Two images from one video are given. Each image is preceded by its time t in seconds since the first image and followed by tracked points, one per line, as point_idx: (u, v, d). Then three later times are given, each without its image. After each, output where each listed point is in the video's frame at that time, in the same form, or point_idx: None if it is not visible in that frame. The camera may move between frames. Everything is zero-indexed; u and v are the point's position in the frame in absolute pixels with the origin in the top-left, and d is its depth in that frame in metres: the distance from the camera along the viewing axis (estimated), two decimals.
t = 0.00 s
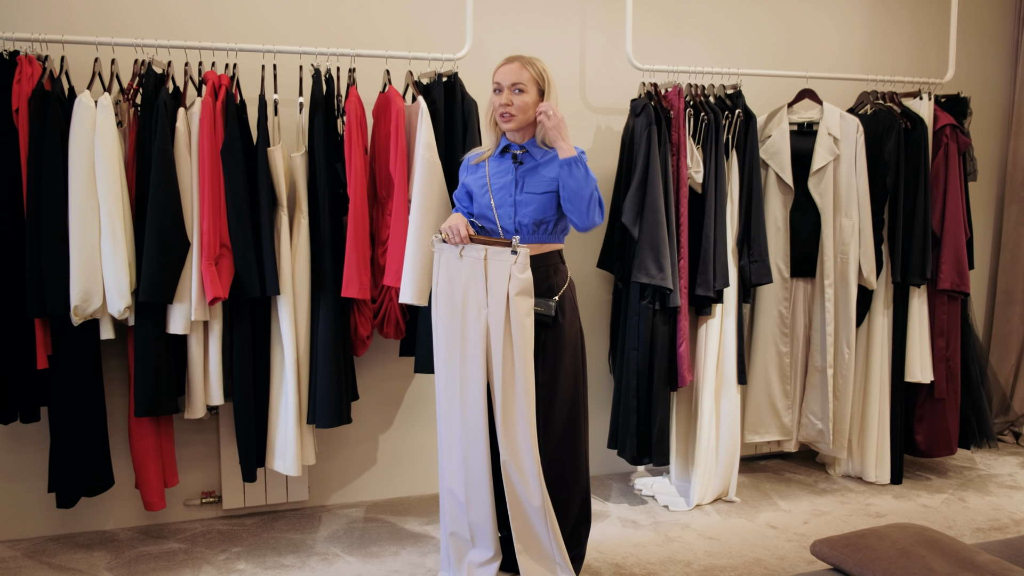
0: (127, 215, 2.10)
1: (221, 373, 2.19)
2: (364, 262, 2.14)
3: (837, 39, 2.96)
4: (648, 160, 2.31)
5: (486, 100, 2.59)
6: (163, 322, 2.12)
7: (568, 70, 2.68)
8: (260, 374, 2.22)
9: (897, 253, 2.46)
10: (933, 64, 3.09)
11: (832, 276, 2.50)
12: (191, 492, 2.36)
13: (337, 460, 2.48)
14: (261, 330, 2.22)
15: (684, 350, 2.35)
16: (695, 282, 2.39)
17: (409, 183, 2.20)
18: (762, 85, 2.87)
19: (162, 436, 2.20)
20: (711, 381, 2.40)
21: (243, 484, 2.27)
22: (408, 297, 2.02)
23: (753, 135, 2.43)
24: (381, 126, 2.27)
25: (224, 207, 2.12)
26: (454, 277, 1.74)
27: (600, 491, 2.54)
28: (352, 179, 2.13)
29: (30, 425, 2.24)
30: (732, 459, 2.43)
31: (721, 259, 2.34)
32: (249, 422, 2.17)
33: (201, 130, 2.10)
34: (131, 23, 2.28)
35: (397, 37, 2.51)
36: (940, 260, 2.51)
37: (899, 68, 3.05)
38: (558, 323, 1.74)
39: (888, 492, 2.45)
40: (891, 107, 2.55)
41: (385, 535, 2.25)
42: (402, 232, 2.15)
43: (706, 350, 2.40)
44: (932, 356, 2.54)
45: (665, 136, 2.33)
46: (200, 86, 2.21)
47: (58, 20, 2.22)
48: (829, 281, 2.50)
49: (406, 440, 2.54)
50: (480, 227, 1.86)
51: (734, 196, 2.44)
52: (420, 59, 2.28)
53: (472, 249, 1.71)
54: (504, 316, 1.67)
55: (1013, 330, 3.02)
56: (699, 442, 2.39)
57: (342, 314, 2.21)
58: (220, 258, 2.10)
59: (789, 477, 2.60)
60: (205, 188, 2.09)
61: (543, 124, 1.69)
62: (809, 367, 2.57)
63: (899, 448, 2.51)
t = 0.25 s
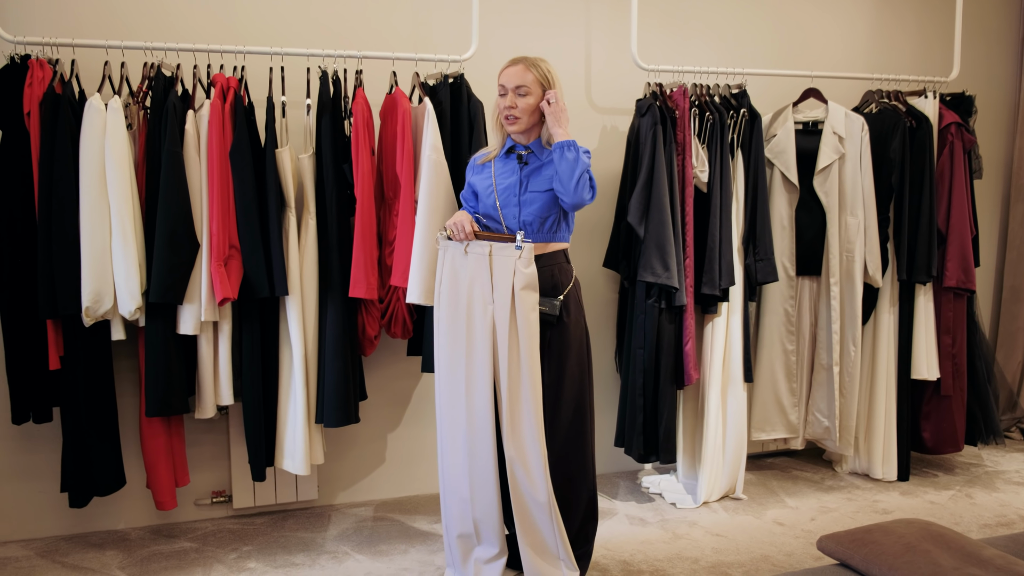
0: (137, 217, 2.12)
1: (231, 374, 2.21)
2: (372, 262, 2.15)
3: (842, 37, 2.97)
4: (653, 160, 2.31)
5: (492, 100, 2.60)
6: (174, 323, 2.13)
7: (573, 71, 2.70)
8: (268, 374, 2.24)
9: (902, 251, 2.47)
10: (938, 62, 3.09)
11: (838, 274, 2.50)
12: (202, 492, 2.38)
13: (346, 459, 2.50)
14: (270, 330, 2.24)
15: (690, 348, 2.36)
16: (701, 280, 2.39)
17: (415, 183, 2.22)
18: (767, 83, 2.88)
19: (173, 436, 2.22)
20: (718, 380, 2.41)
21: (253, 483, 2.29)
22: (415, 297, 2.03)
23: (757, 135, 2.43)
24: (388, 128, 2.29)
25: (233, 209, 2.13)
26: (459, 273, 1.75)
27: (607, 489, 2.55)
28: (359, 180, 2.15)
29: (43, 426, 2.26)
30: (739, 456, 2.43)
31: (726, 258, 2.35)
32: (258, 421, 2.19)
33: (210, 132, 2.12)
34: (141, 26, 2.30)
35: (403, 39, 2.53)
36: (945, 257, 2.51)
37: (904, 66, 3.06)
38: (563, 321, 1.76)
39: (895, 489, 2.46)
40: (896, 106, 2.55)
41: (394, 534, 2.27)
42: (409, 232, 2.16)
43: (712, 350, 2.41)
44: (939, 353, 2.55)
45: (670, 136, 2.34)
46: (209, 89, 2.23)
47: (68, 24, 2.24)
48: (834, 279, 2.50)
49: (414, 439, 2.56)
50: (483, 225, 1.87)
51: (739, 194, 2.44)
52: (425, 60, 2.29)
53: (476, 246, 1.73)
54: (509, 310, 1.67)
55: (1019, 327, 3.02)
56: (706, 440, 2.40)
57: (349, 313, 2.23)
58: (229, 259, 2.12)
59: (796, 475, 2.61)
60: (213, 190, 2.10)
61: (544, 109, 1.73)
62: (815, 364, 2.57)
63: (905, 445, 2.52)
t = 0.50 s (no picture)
0: (146, 217, 2.13)
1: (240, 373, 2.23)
2: (378, 261, 2.17)
3: (844, 35, 2.98)
4: (656, 158, 2.33)
5: (496, 100, 2.62)
6: (183, 323, 2.16)
7: (576, 70, 2.71)
8: (275, 373, 2.26)
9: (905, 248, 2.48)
10: (940, 59, 3.10)
11: (841, 271, 2.52)
12: (211, 490, 2.40)
13: (353, 457, 2.52)
14: (277, 329, 2.26)
15: (694, 345, 2.38)
16: (705, 277, 2.41)
17: (420, 183, 2.23)
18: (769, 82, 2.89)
19: (182, 435, 2.25)
20: (722, 376, 2.43)
21: (261, 480, 2.31)
22: (421, 296, 2.02)
23: (760, 133, 2.44)
24: (393, 128, 2.31)
25: (240, 209, 2.15)
26: (463, 269, 1.77)
27: (613, 485, 2.57)
28: (365, 180, 2.17)
29: (54, 425, 2.29)
30: (743, 452, 2.45)
31: (729, 255, 2.37)
32: (266, 419, 2.21)
33: (217, 134, 2.14)
34: (148, 28, 2.32)
35: (408, 40, 2.55)
36: (948, 253, 2.53)
37: (905, 63, 3.07)
38: (563, 318, 1.77)
39: (899, 484, 2.47)
40: (897, 103, 2.57)
41: (402, 530, 2.29)
42: (414, 231, 2.18)
43: (716, 347, 2.43)
44: (942, 349, 2.56)
45: (672, 134, 2.35)
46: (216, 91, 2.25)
47: (76, 28, 2.26)
48: (837, 275, 2.51)
49: (420, 436, 2.58)
50: (488, 220, 1.90)
51: (742, 192, 2.46)
52: (430, 61, 2.31)
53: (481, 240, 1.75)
54: (512, 305, 1.68)
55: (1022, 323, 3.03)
56: (710, 436, 2.41)
57: (355, 312, 2.25)
58: (237, 259, 2.14)
59: (801, 470, 2.62)
60: (221, 191, 2.12)
61: (553, 102, 1.76)
62: (819, 360, 2.58)
63: (909, 440, 2.53)
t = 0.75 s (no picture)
0: (151, 216, 2.16)
1: (244, 369, 2.25)
2: (381, 258, 2.19)
3: (843, 34, 3.00)
4: (656, 156, 2.35)
5: (498, 99, 2.65)
6: (188, 320, 2.18)
7: (577, 69, 2.74)
8: (280, 369, 2.28)
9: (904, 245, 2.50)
10: (939, 57, 3.12)
11: (839, 268, 2.54)
12: (216, 485, 2.43)
13: (357, 452, 2.54)
14: (282, 326, 2.28)
15: (694, 341, 2.40)
16: (705, 274, 2.43)
17: (422, 181, 2.26)
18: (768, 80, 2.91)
19: (188, 431, 2.27)
20: (722, 372, 2.45)
21: (266, 476, 2.34)
22: (423, 293, 2.05)
23: (759, 131, 2.47)
24: (395, 127, 2.33)
25: (245, 207, 2.17)
26: (464, 264, 1.79)
27: (614, 481, 2.59)
28: (368, 178, 2.19)
29: (61, 421, 2.31)
30: (743, 447, 2.47)
31: (729, 252, 2.39)
32: (270, 415, 2.24)
33: (222, 133, 2.16)
34: (154, 29, 2.34)
35: (411, 40, 2.57)
36: (946, 250, 2.55)
37: (904, 61, 3.09)
38: (559, 315, 1.78)
39: (898, 478, 2.49)
40: (896, 101, 2.59)
41: (405, 525, 2.31)
42: (416, 229, 2.21)
43: (716, 343, 2.45)
44: (940, 344, 2.58)
45: (672, 132, 2.37)
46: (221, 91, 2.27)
47: (83, 28, 2.28)
48: (836, 272, 2.54)
49: (423, 432, 2.60)
50: (488, 218, 1.93)
51: (741, 189, 2.48)
52: (432, 60, 2.33)
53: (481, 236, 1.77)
54: (511, 300, 1.70)
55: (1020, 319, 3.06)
56: (710, 431, 2.44)
57: (358, 309, 2.27)
58: (242, 257, 2.16)
59: (800, 465, 2.64)
60: (226, 189, 2.14)
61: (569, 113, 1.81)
62: (818, 357, 2.61)
63: (908, 435, 2.55)
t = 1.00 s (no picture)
0: (154, 212, 2.18)
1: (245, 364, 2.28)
2: (381, 256, 2.22)
3: (841, 38, 3.03)
4: (654, 158, 2.37)
5: (498, 99, 2.67)
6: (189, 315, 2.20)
7: (577, 70, 2.76)
8: (280, 364, 2.31)
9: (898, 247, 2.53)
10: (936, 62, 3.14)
11: (835, 269, 2.56)
12: (215, 479, 2.46)
13: (355, 448, 2.57)
14: (282, 322, 2.31)
15: (690, 341, 2.42)
16: (701, 275, 2.45)
17: (422, 180, 2.28)
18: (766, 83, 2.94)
19: (188, 425, 2.30)
20: (717, 372, 2.47)
21: (265, 470, 2.36)
22: (422, 291, 2.06)
23: (756, 133, 2.49)
24: (396, 126, 2.36)
25: (247, 204, 2.20)
26: (464, 257, 1.82)
27: (609, 478, 2.62)
28: (369, 176, 2.21)
29: (63, 414, 2.34)
30: (738, 446, 2.49)
31: (725, 253, 2.41)
32: (270, 410, 2.26)
33: (224, 130, 2.18)
34: (158, 27, 2.37)
35: (412, 40, 2.60)
36: (940, 253, 2.57)
37: (902, 66, 3.11)
38: (552, 314, 1.80)
39: (891, 479, 2.52)
40: (892, 105, 2.61)
41: (402, 520, 2.34)
42: (416, 227, 2.23)
43: (712, 343, 2.47)
44: (935, 347, 2.61)
45: (670, 134, 2.40)
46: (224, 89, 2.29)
47: (88, 26, 2.31)
48: (832, 274, 2.56)
49: (421, 429, 2.63)
50: (487, 217, 1.95)
51: (738, 191, 2.50)
52: (433, 61, 2.36)
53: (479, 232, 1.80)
54: (510, 295, 1.72)
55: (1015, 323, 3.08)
56: (705, 430, 2.46)
57: (358, 306, 2.29)
58: (243, 253, 2.19)
59: (794, 465, 2.67)
60: (228, 186, 2.17)
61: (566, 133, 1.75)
62: (813, 357, 2.63)
63: (901, 437, 2.58)
